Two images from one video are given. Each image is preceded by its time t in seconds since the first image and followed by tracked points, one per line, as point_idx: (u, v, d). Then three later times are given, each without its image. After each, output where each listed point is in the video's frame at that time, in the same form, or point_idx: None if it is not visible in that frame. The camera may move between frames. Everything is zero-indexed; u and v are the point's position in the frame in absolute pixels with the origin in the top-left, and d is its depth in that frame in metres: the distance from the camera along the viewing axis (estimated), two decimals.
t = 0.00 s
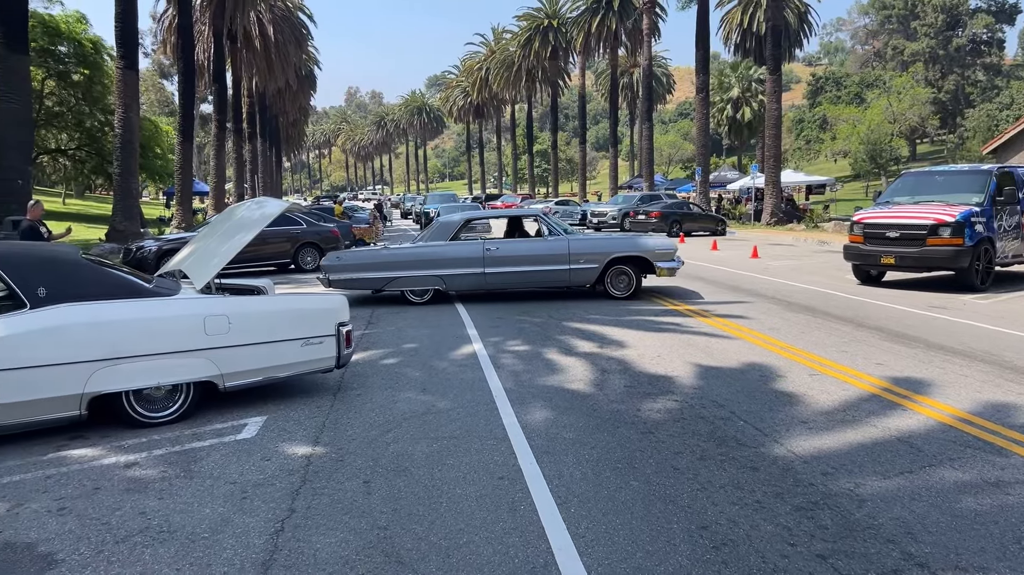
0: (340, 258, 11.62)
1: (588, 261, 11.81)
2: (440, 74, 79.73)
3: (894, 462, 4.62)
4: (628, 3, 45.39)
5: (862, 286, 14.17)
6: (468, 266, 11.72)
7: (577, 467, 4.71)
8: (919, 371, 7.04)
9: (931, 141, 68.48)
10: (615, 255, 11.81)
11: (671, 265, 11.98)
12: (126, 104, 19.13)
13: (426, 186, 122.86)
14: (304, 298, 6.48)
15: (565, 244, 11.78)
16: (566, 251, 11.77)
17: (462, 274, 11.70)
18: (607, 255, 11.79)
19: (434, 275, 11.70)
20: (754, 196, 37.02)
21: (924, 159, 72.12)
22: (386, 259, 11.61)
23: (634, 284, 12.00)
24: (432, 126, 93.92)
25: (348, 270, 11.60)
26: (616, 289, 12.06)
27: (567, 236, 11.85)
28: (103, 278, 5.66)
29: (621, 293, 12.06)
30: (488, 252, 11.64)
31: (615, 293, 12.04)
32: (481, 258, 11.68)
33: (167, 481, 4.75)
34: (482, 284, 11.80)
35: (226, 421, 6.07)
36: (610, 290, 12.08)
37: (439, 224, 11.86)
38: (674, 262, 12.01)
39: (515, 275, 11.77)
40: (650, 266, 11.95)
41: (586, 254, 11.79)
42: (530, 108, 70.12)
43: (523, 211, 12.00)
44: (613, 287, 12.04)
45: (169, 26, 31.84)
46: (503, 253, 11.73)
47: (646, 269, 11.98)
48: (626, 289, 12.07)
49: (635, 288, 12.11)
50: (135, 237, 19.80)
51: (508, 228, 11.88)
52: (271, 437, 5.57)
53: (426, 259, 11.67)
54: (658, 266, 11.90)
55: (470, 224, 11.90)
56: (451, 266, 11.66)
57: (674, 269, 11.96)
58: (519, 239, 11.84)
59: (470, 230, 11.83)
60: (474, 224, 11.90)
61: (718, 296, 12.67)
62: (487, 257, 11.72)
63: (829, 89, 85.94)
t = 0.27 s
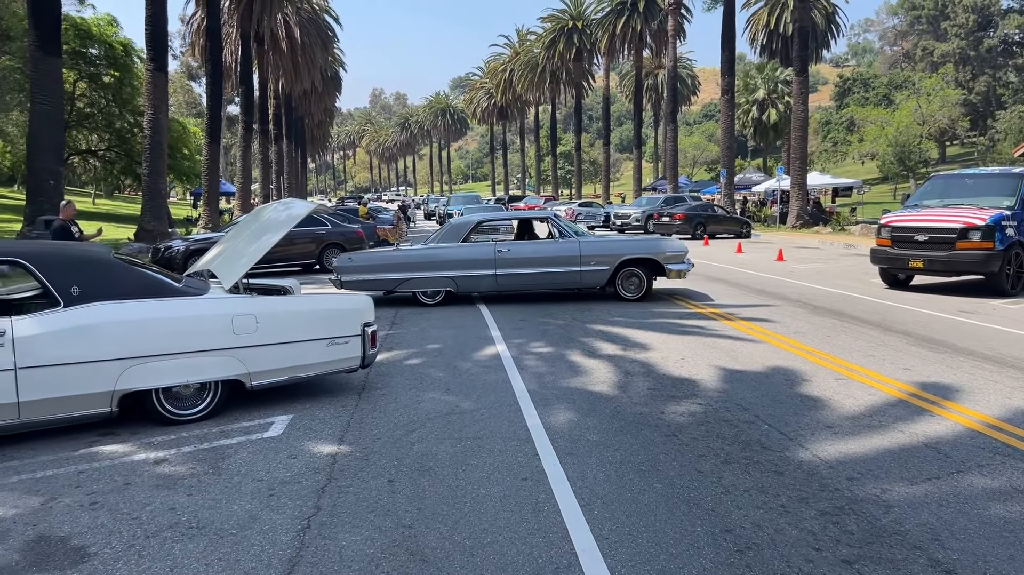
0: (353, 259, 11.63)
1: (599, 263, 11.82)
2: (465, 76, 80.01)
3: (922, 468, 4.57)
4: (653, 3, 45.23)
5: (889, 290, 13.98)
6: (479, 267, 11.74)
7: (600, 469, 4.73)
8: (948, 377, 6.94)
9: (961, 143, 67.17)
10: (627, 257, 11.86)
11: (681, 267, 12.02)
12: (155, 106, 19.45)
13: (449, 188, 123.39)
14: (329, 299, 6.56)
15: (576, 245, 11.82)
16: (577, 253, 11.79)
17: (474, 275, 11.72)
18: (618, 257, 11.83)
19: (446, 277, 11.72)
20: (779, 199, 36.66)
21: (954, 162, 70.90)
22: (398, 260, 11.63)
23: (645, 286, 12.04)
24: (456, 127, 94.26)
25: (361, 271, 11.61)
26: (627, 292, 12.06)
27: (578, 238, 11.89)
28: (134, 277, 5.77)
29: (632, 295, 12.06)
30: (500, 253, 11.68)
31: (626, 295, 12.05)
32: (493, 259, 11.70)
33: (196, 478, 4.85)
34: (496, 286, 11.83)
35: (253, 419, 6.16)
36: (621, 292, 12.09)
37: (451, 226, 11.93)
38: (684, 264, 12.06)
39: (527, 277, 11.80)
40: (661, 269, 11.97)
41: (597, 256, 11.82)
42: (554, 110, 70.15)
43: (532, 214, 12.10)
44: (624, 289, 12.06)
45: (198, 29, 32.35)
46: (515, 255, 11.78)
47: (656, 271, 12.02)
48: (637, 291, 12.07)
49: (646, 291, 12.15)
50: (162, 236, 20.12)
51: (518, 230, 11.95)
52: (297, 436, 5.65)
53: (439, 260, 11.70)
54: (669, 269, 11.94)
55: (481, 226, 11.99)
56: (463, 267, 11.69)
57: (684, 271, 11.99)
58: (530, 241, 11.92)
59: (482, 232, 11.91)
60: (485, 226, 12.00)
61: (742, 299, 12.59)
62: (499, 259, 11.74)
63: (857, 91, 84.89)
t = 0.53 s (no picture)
0: (354, 260, 11.55)
1: (600, 264, 11.85)
2: (478, 77, 80.15)
3: (936, 470, 4.56)
4: (667, 3, 45.11)
5: (904, 292, 13.90)
6: (481, 268, 11.77)
7: (613, 469, 4.75)
8: (964, 379, 6.90)
9: (977, 144, 66.51)
10: (627, 258, 11.89)
11: (681, 268, 12.01)
12: (171, 106, 19.63)
13: (462, 188, 123.61)
14: (345, 298, 6.62)
15: (577, 246, 11.85)
16: (578, 253, 11.83)
17: (476, 275, 11.74)
18: (619, 258, 11.86)
19: (447, 277, 11.74)
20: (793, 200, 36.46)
21: (971, 163, 70.21)
22: (400, 260, 11.62)
23: (646, 286, 12.10)
24: (469, 128, 94.40)
25: (362, 272, 11.54)
26: (628, 292, 12.13)
27: (579, 239, 11.93)
28: (152, 276, 5.84)
29: (634, 296, 12.12)
30: (501, 253, 11.70)
31: (628, 296, 12.11)
32: (494, 260, 11.72)
33: (213, 475, 4.91)
34: (499, 287, 11.86)
35: (269, 417, 6.22)
36: (622, 292, 12.14)
37: (452, 226, 11.98)
38: (685, 265, 12.06)
39: (528, 278, 11.83)
40: (662, 269, 12.01)
41: (598, 257, 11.84)
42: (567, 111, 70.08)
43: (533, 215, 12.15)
44: (626, 290, 12.12)
45: (213, 30, 32.58)
46: (516, 255, 11.80)
47: (657, 272, 12.04)
48: (639, 291, 12.15)
49: (648, 290, 12.22)
50: (177, 236, 20.32)
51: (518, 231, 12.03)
52: (312, 434, 5.72)
53: (440, 260, 11.73)
54: (669, 270, 11.94)
55: (482, 227, 12.05)
56: (465, 268, 11.69)
57: (685, 272, 11.97)
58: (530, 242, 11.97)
59: (483, 233, 11.96)
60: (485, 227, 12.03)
61: (756, 301, 12.56)
62: (501, 259, 11.76)
63: (873, 91, 84.36)
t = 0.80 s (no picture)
0: (353, 261, 11.62)
1: (598, 264, 11.88)
2: (486, 77, 80.27)
3: (945, 472, 4.56)
4: (675, 4, 45.04)
5: (913, 293, 13.86)
6: (478, 269, 11.82)
7: (623, 470, 4.77)
8: (974, 381, 6.89)
9: (988, 145, 66.03)
10: (624, 259, 11.92)
11: (678, 269, 12.04)
12: (181, 107, 19.75)
13: (470, 188, 123.81)
14: (356, 299, 6.66)
15: (574, 247, 11.89)
16: (575, 255, 11.85)
17: (473, 276, 11.79)
18: (616, 259, 11.91)
19: (445, 278, 11.80)
20: (801, 201, 36.33)
21: (981, 163, 69.77)
22: (399, 261, 11.66)
23: (644, 287, 12.15)
24: (476, 128, 94.48)
25: (361, 273, 11.60)
26: (625, 293, 12.20)
27: (576, 240, 11.96)
28: (163, 276, 5.89)
29: (631, 296, 12.19)
30: (498, 254, 11.73)
31: (625, 297, 12.19)
32: (492, 261, 11.76)
33: (225, 474, 4.96)
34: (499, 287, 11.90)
35: (280, 417, 6.27)
36: (620, 293, 12.21)
37: (451, 227, 12.01)
38: (681, 266, 12.09)
39: (525, 278, 11.86)
40: (659, 270, 12.03)
41: (595, 257, 11.88)
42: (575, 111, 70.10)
43: (530, 216, 12.15)
44: (623, 290, 12.18)
45: (223, 31, 32.74)
46: (513, 256, 11.84)
47: (654, 272, 12.09)
48: (636, 292, 12.20)
49: (645, 291, 12.28)
50: (187, 236, 20.44)
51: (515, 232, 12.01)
52: (323, 434, 5.76)
53: (438, 261, 11.78)
54: (665, 270, 11.98)
55: (479, 228, 12.09)
56: (463, 269, 11.74)
57: (681, 273, 12.00)
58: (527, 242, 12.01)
59: (481, 234, 12.00)
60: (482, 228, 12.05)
61: (764, 302, 12.55)
62: (498, 260, 11.79)
63: (882, 91, 84.08)
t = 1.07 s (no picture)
0: (349, 260, 11.53)
1: (593, 264, 11.95)
2: (491, 76, 80.28)
3: (952, 472, 4.57)
4: (681, 3, 44.96)
5: (919, 293, 13.83)
6: (475, 269, 11.82)
7: (630, 469, 4.79)
8: (981, 381, 6.89)
9: (995, 144, 65.78)
10: (619, 259, 12.00)
11: (673, 268, 12.14)
12: (187, 106, 19.79)
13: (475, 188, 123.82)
14: (363, 298, 6.70)
15: (570, 247, 11.94)
16: (571, 254, 11.92)
17: (470, 275, 11.80)
18: (612, 258, 11.98)
19: (442, 278, 11.77)
20: (807, 200, 36.25)
21: (987, 163, 69.53)
22: (396, 261, 11.59)
23: (639, 285, 12.20)
24: (481, 128, 94.51)
25: (357, 272, 11.51)
26: (621, 292, 12.23)
27: (573, 240, 12.01)
28: (173, 276, 5.93)
29: (627, 295, 12.22)
30: (495, 254, 11.76)
31: (621, 296, 12.22)
32: (488, 261, 11.79)
33: (235, 472, 5.00)
34: (503, 286, 11.93)
35: (288, 416, 6.31)
36: (616, 292, 12.23)
37: (447, 227, 11.99)
38: (676, 265, 12.17)
39: (521, 278, 11.90)
40: (654, 269, 12.11)
41: (591, 257, 11.93)
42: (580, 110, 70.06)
43: (525, 215, 12.17)
44: (619, 289, 12.22)
45: (229, 31, 32.80)
46: (510, 256, 11.87)
47: (649, 272, 12.16)
48: (631, 291, 12.23)
49: (640, 290, 12.31)
50: (193, 235, 20.48)
51: (511, 231, 12.01)
52: (331, 433, 5.80)
53: (435, 261, 11.74)
54: (660, 269, 12.06)
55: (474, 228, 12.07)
56: (459, 269, 11.75)
57: (676, 272, 12.08)
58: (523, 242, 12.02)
59: (477, 234, 11.99)
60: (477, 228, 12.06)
61: (769, 302, 12.55)
62: (495, 260, 11.82)
63: (888, 91, 83.90)
